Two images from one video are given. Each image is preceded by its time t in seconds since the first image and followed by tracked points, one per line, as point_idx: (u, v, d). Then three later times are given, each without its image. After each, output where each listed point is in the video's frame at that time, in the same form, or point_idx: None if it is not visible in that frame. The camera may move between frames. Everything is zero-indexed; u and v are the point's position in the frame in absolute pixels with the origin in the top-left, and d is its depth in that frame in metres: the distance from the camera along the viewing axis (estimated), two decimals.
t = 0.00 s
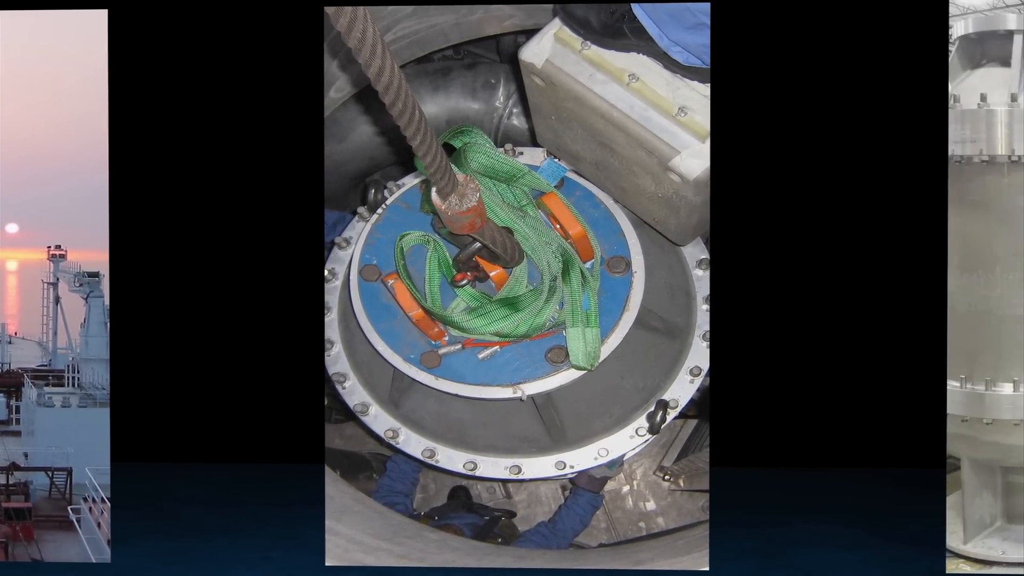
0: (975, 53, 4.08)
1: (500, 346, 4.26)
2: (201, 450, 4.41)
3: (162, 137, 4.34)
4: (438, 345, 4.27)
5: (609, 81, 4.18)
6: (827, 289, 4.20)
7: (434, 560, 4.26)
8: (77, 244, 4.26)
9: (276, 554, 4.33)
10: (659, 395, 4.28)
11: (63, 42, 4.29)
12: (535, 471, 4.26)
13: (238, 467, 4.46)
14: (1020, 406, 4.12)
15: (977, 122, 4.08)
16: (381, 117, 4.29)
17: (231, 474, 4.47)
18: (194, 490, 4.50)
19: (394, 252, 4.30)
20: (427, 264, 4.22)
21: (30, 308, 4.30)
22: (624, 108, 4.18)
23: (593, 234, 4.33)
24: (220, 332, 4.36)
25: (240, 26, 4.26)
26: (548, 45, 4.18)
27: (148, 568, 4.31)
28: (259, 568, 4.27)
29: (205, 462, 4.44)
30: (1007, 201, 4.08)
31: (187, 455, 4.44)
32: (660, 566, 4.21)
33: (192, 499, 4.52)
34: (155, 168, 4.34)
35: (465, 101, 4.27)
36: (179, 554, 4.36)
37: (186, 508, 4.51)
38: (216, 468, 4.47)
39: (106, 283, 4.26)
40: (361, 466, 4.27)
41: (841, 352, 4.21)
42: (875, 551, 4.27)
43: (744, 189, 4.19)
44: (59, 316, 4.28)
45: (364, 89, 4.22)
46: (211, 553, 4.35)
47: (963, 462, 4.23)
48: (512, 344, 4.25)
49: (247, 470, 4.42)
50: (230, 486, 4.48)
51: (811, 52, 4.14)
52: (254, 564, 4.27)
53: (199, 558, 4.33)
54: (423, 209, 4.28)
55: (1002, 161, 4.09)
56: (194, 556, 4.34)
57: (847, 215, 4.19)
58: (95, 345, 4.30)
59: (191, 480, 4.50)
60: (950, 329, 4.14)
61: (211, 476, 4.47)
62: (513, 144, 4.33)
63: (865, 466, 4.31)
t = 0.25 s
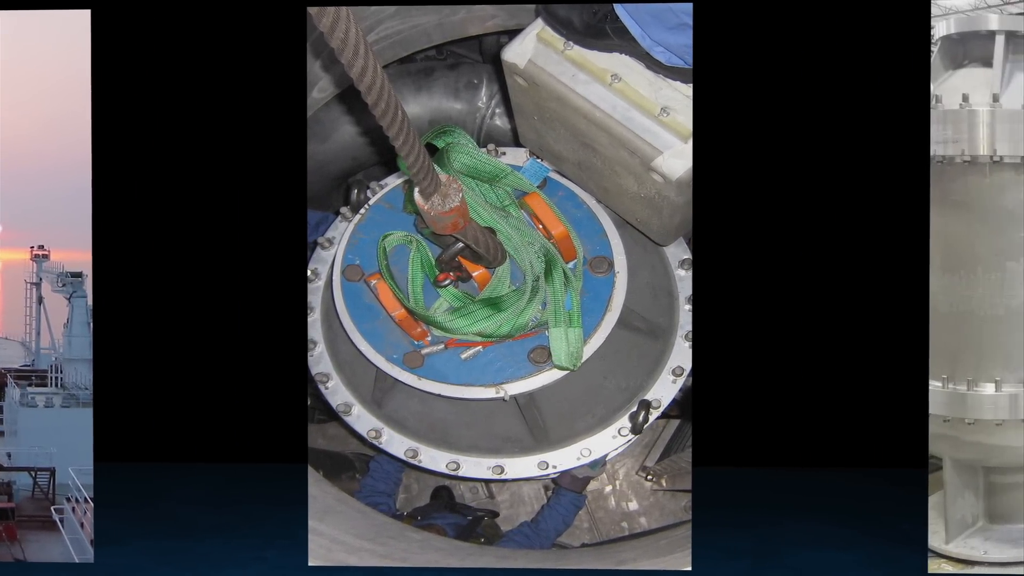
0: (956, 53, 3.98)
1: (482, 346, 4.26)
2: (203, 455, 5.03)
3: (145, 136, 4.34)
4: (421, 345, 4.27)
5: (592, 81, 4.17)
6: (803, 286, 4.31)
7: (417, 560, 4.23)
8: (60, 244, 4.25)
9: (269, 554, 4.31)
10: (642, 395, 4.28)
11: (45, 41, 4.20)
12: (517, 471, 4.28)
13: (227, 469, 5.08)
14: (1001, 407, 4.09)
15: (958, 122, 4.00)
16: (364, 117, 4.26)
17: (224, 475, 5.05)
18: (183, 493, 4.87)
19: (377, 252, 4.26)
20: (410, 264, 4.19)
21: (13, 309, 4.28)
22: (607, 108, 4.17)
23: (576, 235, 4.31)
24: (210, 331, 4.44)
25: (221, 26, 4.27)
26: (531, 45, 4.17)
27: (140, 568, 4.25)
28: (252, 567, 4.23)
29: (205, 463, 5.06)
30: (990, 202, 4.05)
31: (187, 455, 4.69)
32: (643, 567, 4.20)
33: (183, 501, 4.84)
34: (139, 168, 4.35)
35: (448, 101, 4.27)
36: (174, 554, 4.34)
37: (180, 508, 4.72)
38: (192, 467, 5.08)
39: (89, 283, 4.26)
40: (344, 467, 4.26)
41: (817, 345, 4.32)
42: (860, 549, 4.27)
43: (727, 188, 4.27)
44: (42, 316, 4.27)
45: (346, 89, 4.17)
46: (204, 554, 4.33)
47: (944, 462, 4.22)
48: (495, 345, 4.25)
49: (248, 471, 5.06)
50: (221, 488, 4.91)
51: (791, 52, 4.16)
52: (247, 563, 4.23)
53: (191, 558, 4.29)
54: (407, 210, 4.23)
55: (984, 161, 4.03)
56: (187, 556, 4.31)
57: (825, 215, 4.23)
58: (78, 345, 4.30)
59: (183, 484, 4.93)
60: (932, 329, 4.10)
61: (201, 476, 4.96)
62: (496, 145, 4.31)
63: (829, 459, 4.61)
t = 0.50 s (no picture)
0: (943, 55, 4.06)
1: (471, 346, 4.27)
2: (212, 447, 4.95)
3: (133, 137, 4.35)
4: (409, 345, 4.29)
5: (580, 82, 4.17)
6: (788, 286, 4.33)
7: (407, 559, 4.24)
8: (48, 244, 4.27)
9: (259, 554, 4.34)
10: (630, 395, 4.30)
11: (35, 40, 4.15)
12: (506, 471, 4.30)
13: (223, 468, 4.94)
14: (987, 406, 4.13)
15: (945, 123, 4.06)
16: (354, 117, 4.30)
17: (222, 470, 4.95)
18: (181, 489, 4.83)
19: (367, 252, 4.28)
20: (399, 264, 4.21)
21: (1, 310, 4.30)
22: (595, 108, 4.17)
23: (565, 235, 4.35)
24: (198, 331, 4.44)
25: (210, 26, 4.27)
26: (519, 46, 4.18)
27: (127, 568, 4.30)
28: (243, 567, 4.26)
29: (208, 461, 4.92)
30: (976, 202, 4.09)
31: (185, 456, 4.67)
32: (631, 566, 4.22)
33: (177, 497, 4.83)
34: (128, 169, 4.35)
35: (437, 102, 4.32)
36: (160, 554, 4.38)
37: (171, 508, 4.71)
38: (216, 461, 4.96)
39: (78, 284, 4.28)
40: (333, 466, 4.26)
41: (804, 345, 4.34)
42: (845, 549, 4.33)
43: (715, 190, 4.28)
44: (31, 316, 4.29)
45: (335, 90, 4.20)
46: (193, 554, 4.37)
47: (931, 461, 4.24)
48: (484, 344, 4.27)
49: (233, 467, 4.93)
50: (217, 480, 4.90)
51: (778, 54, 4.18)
52: (238, 563, 4.28)
53: (182, 558, 4.34)
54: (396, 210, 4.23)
55: (969, 162, 4.08)
56: (176, 556, 4.35)
57: (812, 216, 4.27)
58: (67, 345, 4.31)
59: (175, 483, 4.85)
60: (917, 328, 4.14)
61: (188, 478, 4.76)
62: (484, 145, 4.36)
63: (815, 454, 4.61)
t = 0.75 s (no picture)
0: (928, 57, 4.14)
1: (461, 346, 4.30)
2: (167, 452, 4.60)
3: (125, 138, 4.36)
4: (400, 344, 4.31)
5: (570, 83, 4.18)
6: (776, 285, 4.36)
7: (397, 558, 4.22)
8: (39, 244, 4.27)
9: (244, 554, 4.32)
10: (619, 393, 4.35)
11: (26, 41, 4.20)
12: (496, 470, 4.32)
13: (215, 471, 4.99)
14: (971, 404, 4.17)
15: (930, 125, 4.10)
16: (344, 118, 4.36)
17: (199, 474, 4.69)
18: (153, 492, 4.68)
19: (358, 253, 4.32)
20: (390, 264, 4.25)
21: None
22: (585, 109, 4.17)
23: (555, 235, 4.39)
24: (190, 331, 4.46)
25: (202, 25, 4.28)
26: (509, 48, 4.19)
27: (117, 568, 4.26)
28: (227, 568, 4.25)
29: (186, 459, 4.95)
30: (961, 203, 4.13)
31: (182, 458, 4.64)
32: (621, 563, 4.24)
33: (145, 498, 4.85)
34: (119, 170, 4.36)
35: (427, 102, 4.40)
36: (144, 554, 4.35)
37: (154, 508, 4.60)
38: (191, 467, 4.69)
39: (69, 283, 4.29)
40: (325, 465, 4.31)
41: (792, 344, 4.38)
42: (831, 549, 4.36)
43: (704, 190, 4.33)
44: (22, 316, 4.30)
45: (326, 91, 4.26)
46: (180, 553, 4.35)
47: (917, 459, 4.29)
48: (474, 344, 4.30)
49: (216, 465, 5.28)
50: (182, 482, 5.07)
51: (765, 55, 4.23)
52: (223, 563, 4.26)
53: (166, 558, 4.32)
54: (387, 211, 4.31)
55: (955, 164, 4.12)
56: (161, 556, 4.33)
57: (799, 216, 4.31)
58: (58, 345, 4.32)
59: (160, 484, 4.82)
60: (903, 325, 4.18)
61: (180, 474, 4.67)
62: (476, 146, 4.44)
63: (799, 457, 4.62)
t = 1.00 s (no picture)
0: (918, 60, 4.19)
1: (457, 345, 4.36)
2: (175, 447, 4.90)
3: (121, 139, 4.38)
4: (396, 344, 4.36)
5: (565, 85, 4.20)
6: (767, 284, 4.42)
7: (393, 555, 4.26)
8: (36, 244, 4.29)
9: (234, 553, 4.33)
10: (614, 392, 4.39)
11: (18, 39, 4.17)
12: (491, 468, 4.36)
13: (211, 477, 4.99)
14: (961, 402, 4.23)
15: (921, 127, 4.13)
16: (340, 119, 4.30)
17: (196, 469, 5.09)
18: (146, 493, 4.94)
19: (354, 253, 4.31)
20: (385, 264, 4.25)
21: None
22: (579, 111, 4.20)
23: (550, 235, 4.46)
24: (186, 332, 4.48)
25: (199, 24, 4.30)
26: (504, 50, 4.22)
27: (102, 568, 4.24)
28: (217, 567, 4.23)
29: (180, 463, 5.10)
30: (950, 204, 4.17)
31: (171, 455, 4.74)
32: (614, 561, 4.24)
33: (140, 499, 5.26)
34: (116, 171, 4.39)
35: (423, 104, 4.42)
36: (130, 554, 4.35)
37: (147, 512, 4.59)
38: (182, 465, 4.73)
39: (66, 283, 4.31)
40: (321, 464, 4.29)
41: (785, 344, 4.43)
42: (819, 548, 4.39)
43: (696, 186, 4.36)
44: (19, 316, 4.32)
45: (322, 92, 4.21)
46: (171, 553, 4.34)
47: (907, 457, 4.36)
48: (470, 344, 4.36)
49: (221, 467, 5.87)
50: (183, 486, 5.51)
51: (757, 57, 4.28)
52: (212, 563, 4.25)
53: (153, 558, 4.31)
54: (383, 210, 4.28)
55: (945, 165, 4.15)
56: (147, 556, 4.33)
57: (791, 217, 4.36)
58: (54, 345, 4.35)
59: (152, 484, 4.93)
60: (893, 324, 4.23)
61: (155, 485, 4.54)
62: (471, 147, 4.48)
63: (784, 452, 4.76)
